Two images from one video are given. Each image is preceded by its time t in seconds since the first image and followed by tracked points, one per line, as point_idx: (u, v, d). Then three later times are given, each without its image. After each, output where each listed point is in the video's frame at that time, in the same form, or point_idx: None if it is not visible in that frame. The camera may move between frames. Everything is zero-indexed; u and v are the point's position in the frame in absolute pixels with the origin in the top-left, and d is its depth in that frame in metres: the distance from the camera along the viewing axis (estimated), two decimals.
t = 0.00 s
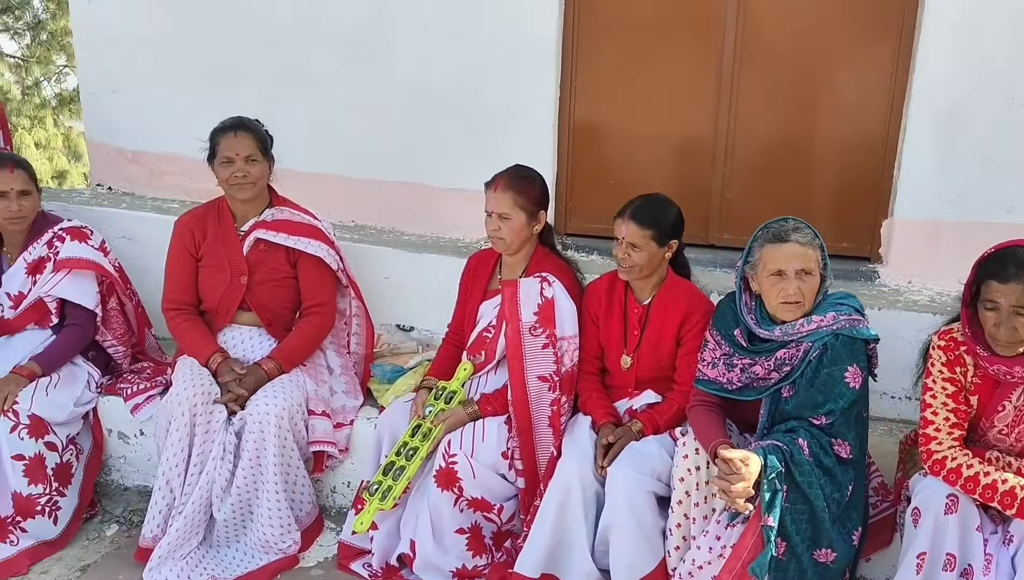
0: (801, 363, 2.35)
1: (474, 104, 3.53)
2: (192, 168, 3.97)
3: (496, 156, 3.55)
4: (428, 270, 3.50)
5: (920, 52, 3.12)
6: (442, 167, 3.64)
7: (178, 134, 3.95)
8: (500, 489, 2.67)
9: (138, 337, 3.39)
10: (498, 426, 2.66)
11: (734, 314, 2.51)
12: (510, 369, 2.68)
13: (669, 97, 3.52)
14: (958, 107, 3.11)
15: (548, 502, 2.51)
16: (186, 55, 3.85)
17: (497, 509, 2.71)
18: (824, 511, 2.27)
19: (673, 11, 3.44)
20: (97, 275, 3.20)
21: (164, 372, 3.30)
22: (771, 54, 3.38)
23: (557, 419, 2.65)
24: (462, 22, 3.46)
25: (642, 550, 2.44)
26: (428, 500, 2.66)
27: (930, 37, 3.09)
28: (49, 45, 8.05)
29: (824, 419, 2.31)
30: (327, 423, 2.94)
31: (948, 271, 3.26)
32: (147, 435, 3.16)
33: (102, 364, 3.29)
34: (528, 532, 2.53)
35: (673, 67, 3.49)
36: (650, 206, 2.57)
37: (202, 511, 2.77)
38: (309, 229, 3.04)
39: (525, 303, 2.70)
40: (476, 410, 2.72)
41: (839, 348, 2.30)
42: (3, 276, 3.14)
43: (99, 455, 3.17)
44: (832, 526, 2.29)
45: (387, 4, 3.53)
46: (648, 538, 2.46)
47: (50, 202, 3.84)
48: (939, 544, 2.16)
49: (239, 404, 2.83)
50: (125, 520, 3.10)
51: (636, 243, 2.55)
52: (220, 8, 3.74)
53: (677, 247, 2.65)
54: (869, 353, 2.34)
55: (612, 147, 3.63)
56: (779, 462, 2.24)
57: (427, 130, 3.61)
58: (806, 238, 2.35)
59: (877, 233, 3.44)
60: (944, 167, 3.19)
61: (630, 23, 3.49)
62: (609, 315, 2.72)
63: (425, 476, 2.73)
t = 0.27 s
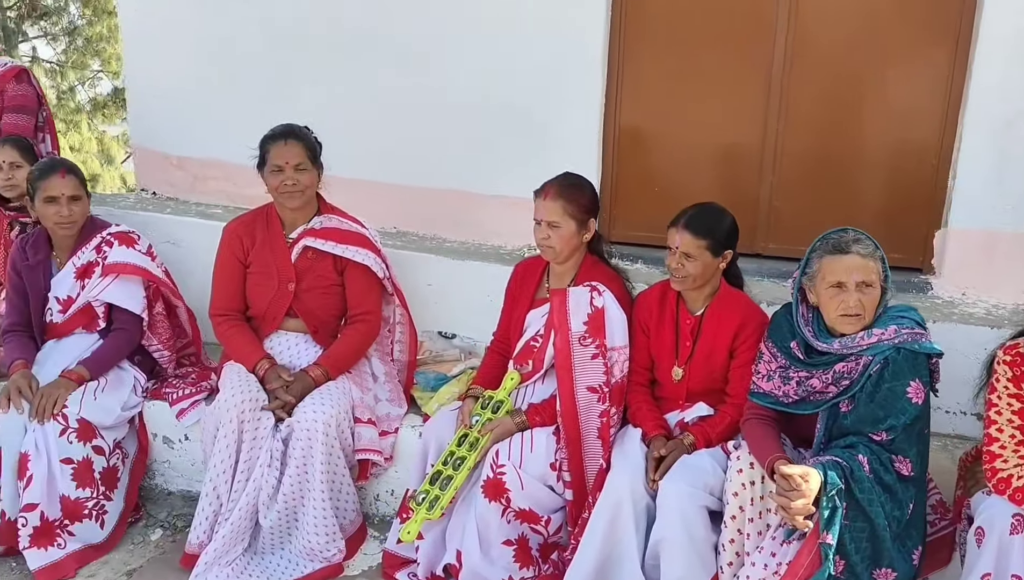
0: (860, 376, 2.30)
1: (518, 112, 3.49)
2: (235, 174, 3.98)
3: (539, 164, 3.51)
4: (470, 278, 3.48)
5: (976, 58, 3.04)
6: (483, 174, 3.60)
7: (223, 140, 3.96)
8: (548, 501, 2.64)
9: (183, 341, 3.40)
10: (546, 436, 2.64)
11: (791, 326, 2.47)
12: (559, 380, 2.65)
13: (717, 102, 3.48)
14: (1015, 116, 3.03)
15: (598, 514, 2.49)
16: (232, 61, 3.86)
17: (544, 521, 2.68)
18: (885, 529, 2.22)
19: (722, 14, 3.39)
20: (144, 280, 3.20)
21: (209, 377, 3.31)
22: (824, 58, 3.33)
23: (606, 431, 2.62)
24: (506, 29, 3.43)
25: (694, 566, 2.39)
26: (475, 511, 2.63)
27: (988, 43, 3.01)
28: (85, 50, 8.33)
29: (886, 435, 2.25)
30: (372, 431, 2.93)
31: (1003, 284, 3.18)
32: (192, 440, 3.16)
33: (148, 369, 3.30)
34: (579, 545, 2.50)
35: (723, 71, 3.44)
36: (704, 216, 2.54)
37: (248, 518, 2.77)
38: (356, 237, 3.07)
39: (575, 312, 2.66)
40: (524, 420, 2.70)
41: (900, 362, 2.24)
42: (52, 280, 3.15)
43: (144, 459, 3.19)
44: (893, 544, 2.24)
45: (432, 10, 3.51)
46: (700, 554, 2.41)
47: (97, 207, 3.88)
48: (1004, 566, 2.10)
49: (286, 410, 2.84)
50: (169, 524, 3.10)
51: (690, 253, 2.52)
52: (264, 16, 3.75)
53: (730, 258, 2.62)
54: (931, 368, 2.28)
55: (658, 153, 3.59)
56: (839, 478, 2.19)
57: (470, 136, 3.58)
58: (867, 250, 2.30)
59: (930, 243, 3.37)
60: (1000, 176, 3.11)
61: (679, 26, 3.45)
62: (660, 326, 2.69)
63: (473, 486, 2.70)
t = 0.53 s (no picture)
0: (933, 396, 2.21)
1: (567, 119, 3.44)
2: (280, 181, 3.97)
3: (588, 172, 3.45)
4: (516, 288, 3.42)
5: None
6: (530, 182, 3.55)
7: (268, 147, 3.96)
8: (601, 518, 2.57)
9: (229, 348, 3.37)
10: (600, 451, 2.57)
11: (857, 341, 2.39)
12: (614, 395, 2.58)
13: (773, 107, 3.39)
14: None
15: (655, 532, 2.41)
16: (279, 68, 3.86)
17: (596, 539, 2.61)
18: (959, 556, 2.12)
19: (780, 17, 3.31)
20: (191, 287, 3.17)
21: (254, 385, 3.27)
22: (884, 63, 3.23)
23: (662, 447, 2.56)
24: (555, 35, 3.38)
25: None
26: (526, 527, 2.57)
27: None
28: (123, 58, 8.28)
29: (960, 457, 2.16)
30: (420, 443, 2.88)
31: None
32: (237, 449, 3.14)
33: (193, 376, 3.29)
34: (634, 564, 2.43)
35: (779, 75, 3.36)
36: (767, 227, 2.48)
37: (296, 529, 2.74)
38: (404, 246, 3.02)
39: (631, 325, 2.60)
40: (577, 434, 2.64)
41: (976, 381, 2.15)
42: (100, 287, 3.13)
43: (190, 467, 3.16)
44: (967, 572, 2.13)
45: (481, 17, 3.48)
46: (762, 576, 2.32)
47: (143, 213, 3.88)
48: None
49: (334, 421, 2.81)
50: (214, 534, 3.07)
51: (752, 265, 2.47)
52: (312, 22, 3.74)
53: (793, 271, 2.55)
54: (1008, 388, 2.18)
55: (710, 160, 3.51)
56: (911, 501, 2.10)
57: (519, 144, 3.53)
58: (935, 264, 2.21)
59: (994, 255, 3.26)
60: None
61: (734, 30, 3.38)
62: (718, 339, 2.62)
63: (524, 500, 2.65)
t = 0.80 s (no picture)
0: (1017, 427, 2.11)
1: (618, 131, 3.35)
2: (326, 193, 3.93)
3: (641, 186, 3.35)
4: (566, 304, 3.33)
5: None
6: (581, 196, 3.46)
7: (314, 160, 3.92)
8: (660, 547, 2.47)
9: (274, 363, 3.32)
10: (660, 478, 2.47)
11: (934, 368, 2.26)
12: (675, 419, 2.49)
13: (835, 115, 3.27)
14: None
15: (720, 563, 2.29)
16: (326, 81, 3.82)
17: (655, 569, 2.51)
18: None
19: (845, 21, 3.19)
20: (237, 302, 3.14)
21: (299, 402, 3.21)
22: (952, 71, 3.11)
23: (725, 474, 2.46)
24: (609, 46, 3.29)
25: None
26: (582, 554, 2.47)
27: None
28: (159, 67, 8.25)
29: None
30: (471, 464, 2.80)
31: None
32: (283, 467, 3.08)
33: (238, 392, 3.24)
34: None
35: (842, 82, 3.24)
36: (839, 246, 2.36)
37: (344, 552, 2.67)
38: (454, 261, 2.95)
39: (693, 347, 2.51)
40: (636, 460, 2.53)
41: None
42: (146, 301, 3.08)
43: (235, 485, 3.11)
44: None
45: (533, 28, 3.40)
46: None
47: (188, 225, 3.86)
48: None
49: (384, 441, 2.73)
50: (259, 554, 3.01)
51: (822, 286, 2.35)
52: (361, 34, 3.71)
53: (865, 291, 2.43)
54: None
55: (767, 172, 3.39)
56: (999, 539, 2.01)
57: (568, 157, 3.45)
58: (1007, 286, 2.06)
59: None
60: None
61: (795, 34, 3.26)
62: (784, 362, 2.51)
63: (580, 526, 2.56)
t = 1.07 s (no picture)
0: None
1: (664, 147, 3.27)
2: (365, 208, 3.89)
3: (687, 203, 3.28)
4: (610, 323, 3.25)
5: None
6: (625, 212, 3.38)
7: (353, 174, 3.88)
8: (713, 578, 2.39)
9: (313, 381, 3.27)
10: (712, 507, 2.38)
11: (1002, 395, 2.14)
12: (729, 447, 2.40)
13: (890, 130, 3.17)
14: None
15: None
16: (365, 95, 3.78)
17: None
18: None
19: (901, 33, 3.08)
20: (275, 321, 3.09)
21: (338, 420, 3.16)
22: (1014, 84, 2.99)
23: (781, 504, 2.34)
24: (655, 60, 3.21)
25: None
26: None
27: None
28: (194, 77, 8.26)
29: None
30: (514, 488, 2.73)
31: None
32: (321, 488, 3.02)
33: (277, 410, 3.20)
34: None
35: (898, 94, 3.13)
36: (903, 267, 2.26)
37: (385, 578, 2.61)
38: (497, 278, 2.88)
39: (747, 370, 2.42)
40: (688, 487, 2.44)
41: None
42: (185, 318, 3.04)
43: (273, 505, 3.06)
44: None
45: (576, 42, 3.33)
46: None
47: (227, 240, 3.85)
48: None
49: (426, 464, 2.66)
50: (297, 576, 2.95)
51: (885, 308, 2.25)
52: (401, 48, 3.67)
53: (930, 314, 2.33)
54: None
55: (818, 188, 3.30)
56: None
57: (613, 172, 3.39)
58: None
59: None
60: None
61: (848, 47, 3.15)
62: (843, 387, 2.41)
63: (628, 556, 2.45)
